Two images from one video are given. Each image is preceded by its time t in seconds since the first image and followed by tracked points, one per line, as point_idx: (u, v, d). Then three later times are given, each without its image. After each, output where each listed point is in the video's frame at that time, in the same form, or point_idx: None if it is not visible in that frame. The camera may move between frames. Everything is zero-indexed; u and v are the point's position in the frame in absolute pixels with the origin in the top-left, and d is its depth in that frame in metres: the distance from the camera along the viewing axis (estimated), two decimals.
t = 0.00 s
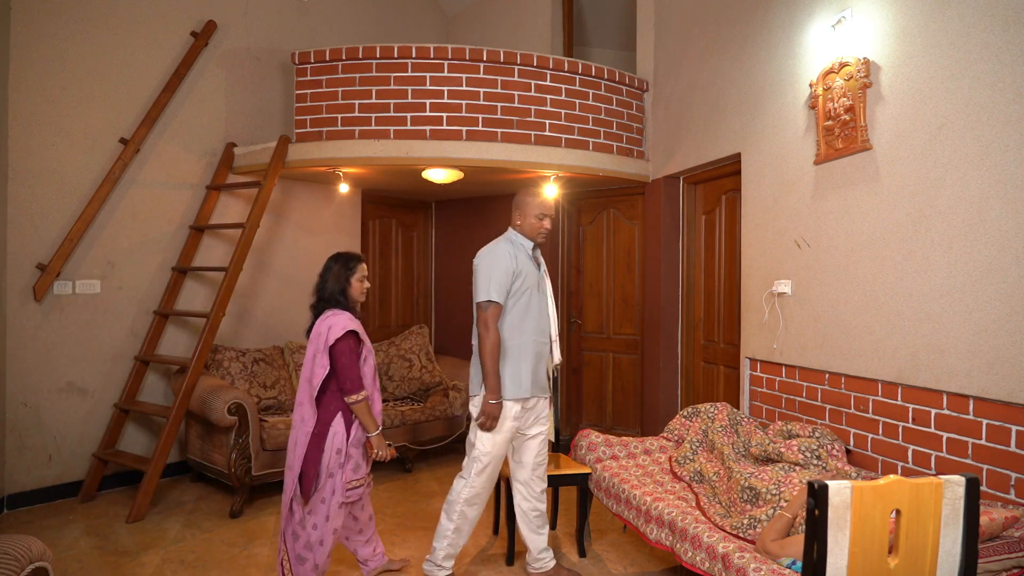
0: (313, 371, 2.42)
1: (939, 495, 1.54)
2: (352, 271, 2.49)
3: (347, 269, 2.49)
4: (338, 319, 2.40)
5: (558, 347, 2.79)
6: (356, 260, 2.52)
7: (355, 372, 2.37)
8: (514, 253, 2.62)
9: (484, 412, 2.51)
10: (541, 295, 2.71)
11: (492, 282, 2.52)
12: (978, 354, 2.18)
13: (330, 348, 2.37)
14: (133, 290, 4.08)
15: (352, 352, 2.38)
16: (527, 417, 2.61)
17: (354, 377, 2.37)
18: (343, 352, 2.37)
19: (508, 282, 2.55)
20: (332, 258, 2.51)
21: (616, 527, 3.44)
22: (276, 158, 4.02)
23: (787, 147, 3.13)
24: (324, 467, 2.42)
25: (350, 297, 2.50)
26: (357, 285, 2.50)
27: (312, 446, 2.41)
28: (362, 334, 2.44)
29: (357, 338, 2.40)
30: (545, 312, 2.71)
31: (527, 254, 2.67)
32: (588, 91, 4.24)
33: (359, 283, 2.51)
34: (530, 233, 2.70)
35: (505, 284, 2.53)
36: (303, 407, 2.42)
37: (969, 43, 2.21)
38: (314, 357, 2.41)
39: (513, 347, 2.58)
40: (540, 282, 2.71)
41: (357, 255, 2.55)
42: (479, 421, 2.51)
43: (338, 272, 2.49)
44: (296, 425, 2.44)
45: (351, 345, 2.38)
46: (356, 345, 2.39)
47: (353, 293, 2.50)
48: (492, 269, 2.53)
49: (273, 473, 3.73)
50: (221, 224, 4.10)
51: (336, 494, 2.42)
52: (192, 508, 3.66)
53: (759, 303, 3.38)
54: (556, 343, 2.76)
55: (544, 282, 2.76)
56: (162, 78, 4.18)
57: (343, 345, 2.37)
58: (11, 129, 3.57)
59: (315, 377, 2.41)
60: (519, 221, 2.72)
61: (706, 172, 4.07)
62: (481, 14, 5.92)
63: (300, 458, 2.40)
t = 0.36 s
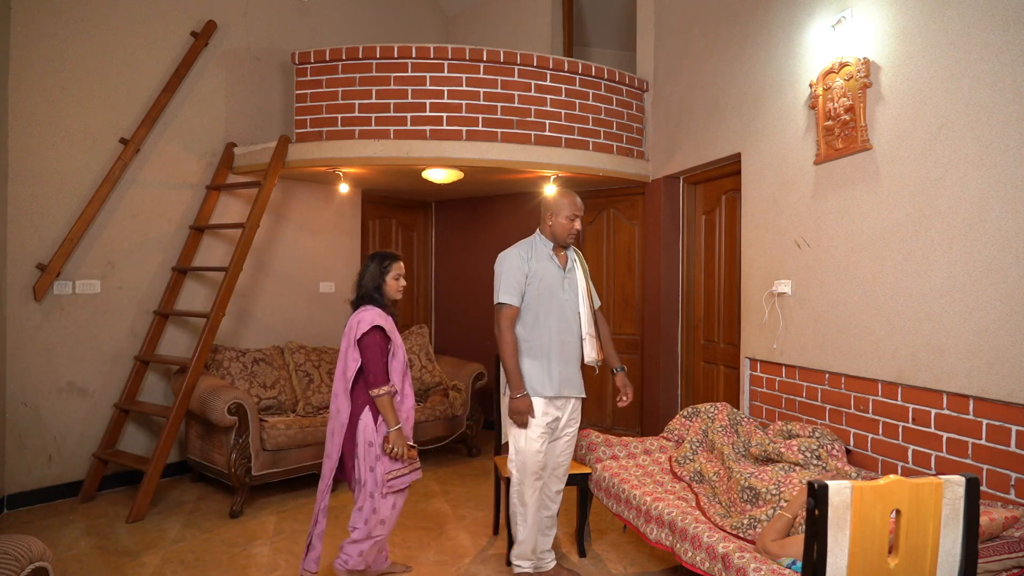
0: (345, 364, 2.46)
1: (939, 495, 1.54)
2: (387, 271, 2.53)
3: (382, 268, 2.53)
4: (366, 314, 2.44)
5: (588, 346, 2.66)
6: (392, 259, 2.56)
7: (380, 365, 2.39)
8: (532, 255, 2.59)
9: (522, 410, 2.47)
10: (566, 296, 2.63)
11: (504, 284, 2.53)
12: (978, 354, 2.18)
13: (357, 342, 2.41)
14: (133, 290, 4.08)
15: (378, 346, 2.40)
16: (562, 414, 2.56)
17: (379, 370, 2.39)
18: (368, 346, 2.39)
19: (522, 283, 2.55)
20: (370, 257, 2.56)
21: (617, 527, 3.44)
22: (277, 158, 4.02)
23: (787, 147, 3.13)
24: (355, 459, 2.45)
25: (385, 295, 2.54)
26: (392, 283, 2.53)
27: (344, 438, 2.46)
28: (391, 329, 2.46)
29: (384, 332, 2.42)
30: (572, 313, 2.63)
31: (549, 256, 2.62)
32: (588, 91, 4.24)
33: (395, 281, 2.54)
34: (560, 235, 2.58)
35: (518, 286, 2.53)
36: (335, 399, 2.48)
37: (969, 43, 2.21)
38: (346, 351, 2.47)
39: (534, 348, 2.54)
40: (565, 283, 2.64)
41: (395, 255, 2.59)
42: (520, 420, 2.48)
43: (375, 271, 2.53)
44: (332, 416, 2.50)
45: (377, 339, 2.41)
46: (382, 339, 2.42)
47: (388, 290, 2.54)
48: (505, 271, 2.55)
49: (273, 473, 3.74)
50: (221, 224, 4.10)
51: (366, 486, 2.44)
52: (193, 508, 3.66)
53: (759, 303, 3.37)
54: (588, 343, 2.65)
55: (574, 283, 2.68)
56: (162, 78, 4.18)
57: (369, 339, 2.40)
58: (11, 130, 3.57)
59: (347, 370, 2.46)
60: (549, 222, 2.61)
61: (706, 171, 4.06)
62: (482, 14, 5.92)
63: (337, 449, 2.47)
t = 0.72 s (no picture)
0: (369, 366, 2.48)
1: (939, 495, 1.54)
2: (411, 273, 2.53)
3: (406, 269, 2.53)
4: (388, 316, 2.45)
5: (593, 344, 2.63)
6: (416, 261, 2.55)
7: (402, 368, 2.39)
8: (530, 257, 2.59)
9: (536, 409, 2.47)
10: (569, 296, 2.61)
11: (504, 291, 2.53)
12: (978, 354, 2.18)
13: (380, 344, 2.43)
14: (133, 290, 4.08)
15: (400, 348, 2.40)
16: (574, 415, 2.56)
17: (401, 372, 2.39)
18: (390, 348, 2.40)
19: (523, 287, 2.55)
20: (394, 259, 2.57)
21: (617, 527, 3.44)
22: (277, 158, 4.02)
23: (786, 147, 3.13)
24: (378, 460, 2.47)
25: (409, 297, 2.53)
26: (416, 285, 2.53)
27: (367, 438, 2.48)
28: (413, 332, 2.46)
29: (405, 334, 2.42)
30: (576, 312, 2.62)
31: (549, 256, 2.62)
32: (588, 91, 4.24)
33: (419, 284, 2.53)
34: (556, 235, 2.58)
35: (518, 291, 2.53)
36: (359, 400, 2.50)
37: (969, 43, 2.21)
38: (369, 354, 2.49)
39: (543, 350, 2.54)
40: (567, 282, 2.63)
41: (420, 257, 2.59)
42: (536, 420, 2.48)
43: (398, 272, 2.53)
44: (356, 418, 2.52)
45: (399, 341, 2.41)
46: (404, 342, 2.42)
47: (412, 293, 2.53)
48: (504, 278, 2.55)
49: (273, 473, 3.74)
50: (221, 224, 4.10)
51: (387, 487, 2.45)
52: (192, 508, 3.66)
53: (759, 303, 3.38)
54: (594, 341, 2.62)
55: (577, 281, 2.66)
56: (162, 78, 4.18)
57: (390, 341, 2.41)
58: (10, 129, 3.57)
59: (370, 372, 2.47)
60: (545, 222, 2.61)
61: (706, 171, 4.07)
62: (481, 14, 5.92)
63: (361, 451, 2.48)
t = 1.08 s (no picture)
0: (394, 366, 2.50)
1: (939, 495, 1.54)
2: (433, 271, 2.54)
3: (428, 267, 2.55)
4: (411, 317, 2.46)
5: (593, 347, 2.58)
6: (439, 258, 2.57)
7: (425, 368, 2.40)
8: (524, 264, 2.58)
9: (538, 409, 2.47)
10: (567, 300, 2.59)
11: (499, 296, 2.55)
12: (978, 354, 2.18)
13: (404, 345, 2.44)
14: (133, 290, 4.08)
15: (423, 349, 2.41)
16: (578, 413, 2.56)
17: (424, 373, 2.40)
18: (414, 349, 2.41)
19: (518, 292, 2.55)
20: (417, 256, 2.58)
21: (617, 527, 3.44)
22: (276, 158, 4.02)
23: (786, 147, 3.13)
24: (404, 459, 2.48)
25: (432, 295, 2.54)
26: (439, 283, 2.53)
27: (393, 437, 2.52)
28: (436, 333, 2.46)
29: (428, 335, 2.42)
30: (573, 316, 2.59)
31: (543, 261, 2.60)
32: (588, 91, 4.24)
33: (442, 281, 2.54)
34: (549, 239, 2.56)
35: (513, 296, 2.54)
36: (385, 400, 2.53)
37: (969, 43, 2.21)
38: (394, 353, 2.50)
39: (540, 354, 2.55)
40: (563, 286, 2.60)
41: (443, 255, 2.60)
42: (541, 420, 2.48)
43: (421, 271, 2.55)
44: (383, 418, 2.54)
45: (422, 342, 2.42)
46: (427, 342, 2.42)
47: (435, 290, 2.54)
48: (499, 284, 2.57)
49: (273, 473, 3.74)
50: (221, 224, 4.10)
51: (412, 487, 2.46)
52: (192, 508, 3.66)
53: (759, 303, 3.37)
54: (593, 344, 2.57)
55: (575, 284, 2.62)
56: (162, 78, 4.18)
57: (414, 342, 2.42)
58: (10, 130, 3.57)
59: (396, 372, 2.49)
60: (538, 227, 2.59)
61: (706, 171, 4.06)
62: (482, 14, 5.92)
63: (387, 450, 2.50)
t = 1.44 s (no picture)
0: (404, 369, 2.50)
1: (939, 495, 1.54)
2: (449, 272, 2.53)
3: (445, 267, 2.54)
4: (423, 321, 2.46)
5: (602, 360, 2.48)
6: (455, 258, 2.55)
7: (436, 374, 2.40)
8: (546, 266, 2.58)
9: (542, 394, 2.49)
10: (583, 308, 2.53)
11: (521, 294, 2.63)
12: (978, 354, 2.18)
13: (415, 348, 2.44)
14: (133, 290, 4.08)
15: (434, 354, 2.41)
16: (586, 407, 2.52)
17: (435, 378, 2.40)
18: (425, 353, 2.42)
19: (537, 294, 2.58)
20: (433, 256, 2.57)
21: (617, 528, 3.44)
22: (276, 158, 4.02)
23: (786, 147, 3.14)
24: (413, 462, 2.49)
25: (448, 296, 2.54)
26: (455, 284, 2.54)
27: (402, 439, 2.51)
28: (448, 337, 2.46)
29: (440, 340, 2.42)
30: (588, 325, 2.52)
31: (565, 265, 2.56)
32: (588, 91, 4.24)
33: (458, 282, 2.54)
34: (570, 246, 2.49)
35: (531, 296, 2.59)
36: (396, 401, 2.53)
37: (969, 43, 2.21)
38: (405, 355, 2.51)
39: (552, 356, 2.58)
40: (581, 294, 2.54)
41: (460, 254, 2.59)
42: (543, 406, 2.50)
43: (437, 271, 2.54)
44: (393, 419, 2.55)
45: (434, 346, 2.42)
46: (438, 348, 2.42)
47: (450, 291, 2.54)
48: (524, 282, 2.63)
49: (273, 473, 3.74)
50: (221, 224, 4.10)
51: (419, 490, 2.48)
52: (192, 508, 3.66)
53: (759, 303, 3.37)
54: (601, 356, 2.47)
55: (595, 291, 2.53)
56: (162, 78, 4.18)
57: (425, 347, 2.42)
58: (10, 130, 3.57)
59: (406, 376, 2.50)
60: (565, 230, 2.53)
61: (707, 171, 4.07)
62: (482, 14, 5.92)
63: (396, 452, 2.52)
